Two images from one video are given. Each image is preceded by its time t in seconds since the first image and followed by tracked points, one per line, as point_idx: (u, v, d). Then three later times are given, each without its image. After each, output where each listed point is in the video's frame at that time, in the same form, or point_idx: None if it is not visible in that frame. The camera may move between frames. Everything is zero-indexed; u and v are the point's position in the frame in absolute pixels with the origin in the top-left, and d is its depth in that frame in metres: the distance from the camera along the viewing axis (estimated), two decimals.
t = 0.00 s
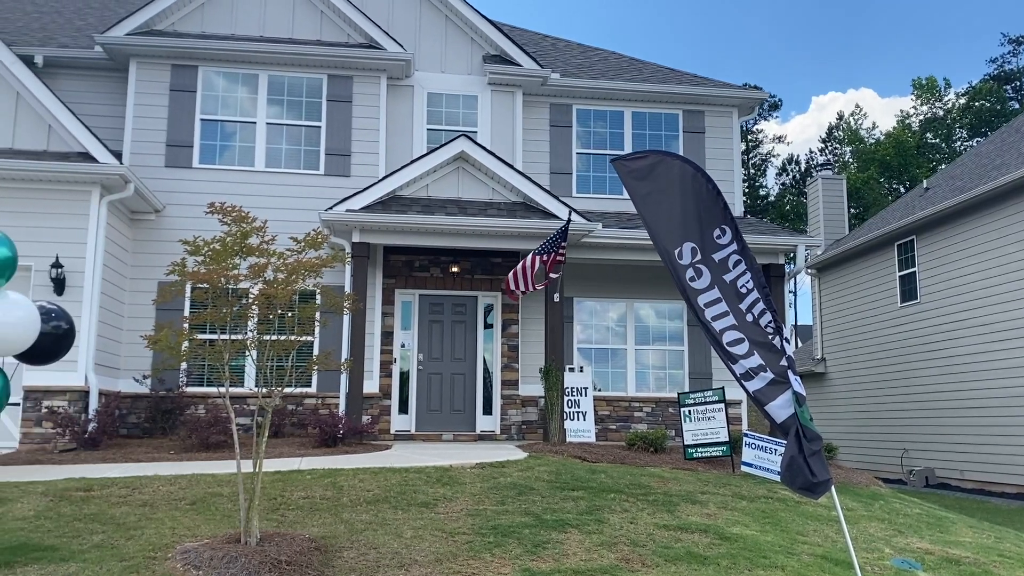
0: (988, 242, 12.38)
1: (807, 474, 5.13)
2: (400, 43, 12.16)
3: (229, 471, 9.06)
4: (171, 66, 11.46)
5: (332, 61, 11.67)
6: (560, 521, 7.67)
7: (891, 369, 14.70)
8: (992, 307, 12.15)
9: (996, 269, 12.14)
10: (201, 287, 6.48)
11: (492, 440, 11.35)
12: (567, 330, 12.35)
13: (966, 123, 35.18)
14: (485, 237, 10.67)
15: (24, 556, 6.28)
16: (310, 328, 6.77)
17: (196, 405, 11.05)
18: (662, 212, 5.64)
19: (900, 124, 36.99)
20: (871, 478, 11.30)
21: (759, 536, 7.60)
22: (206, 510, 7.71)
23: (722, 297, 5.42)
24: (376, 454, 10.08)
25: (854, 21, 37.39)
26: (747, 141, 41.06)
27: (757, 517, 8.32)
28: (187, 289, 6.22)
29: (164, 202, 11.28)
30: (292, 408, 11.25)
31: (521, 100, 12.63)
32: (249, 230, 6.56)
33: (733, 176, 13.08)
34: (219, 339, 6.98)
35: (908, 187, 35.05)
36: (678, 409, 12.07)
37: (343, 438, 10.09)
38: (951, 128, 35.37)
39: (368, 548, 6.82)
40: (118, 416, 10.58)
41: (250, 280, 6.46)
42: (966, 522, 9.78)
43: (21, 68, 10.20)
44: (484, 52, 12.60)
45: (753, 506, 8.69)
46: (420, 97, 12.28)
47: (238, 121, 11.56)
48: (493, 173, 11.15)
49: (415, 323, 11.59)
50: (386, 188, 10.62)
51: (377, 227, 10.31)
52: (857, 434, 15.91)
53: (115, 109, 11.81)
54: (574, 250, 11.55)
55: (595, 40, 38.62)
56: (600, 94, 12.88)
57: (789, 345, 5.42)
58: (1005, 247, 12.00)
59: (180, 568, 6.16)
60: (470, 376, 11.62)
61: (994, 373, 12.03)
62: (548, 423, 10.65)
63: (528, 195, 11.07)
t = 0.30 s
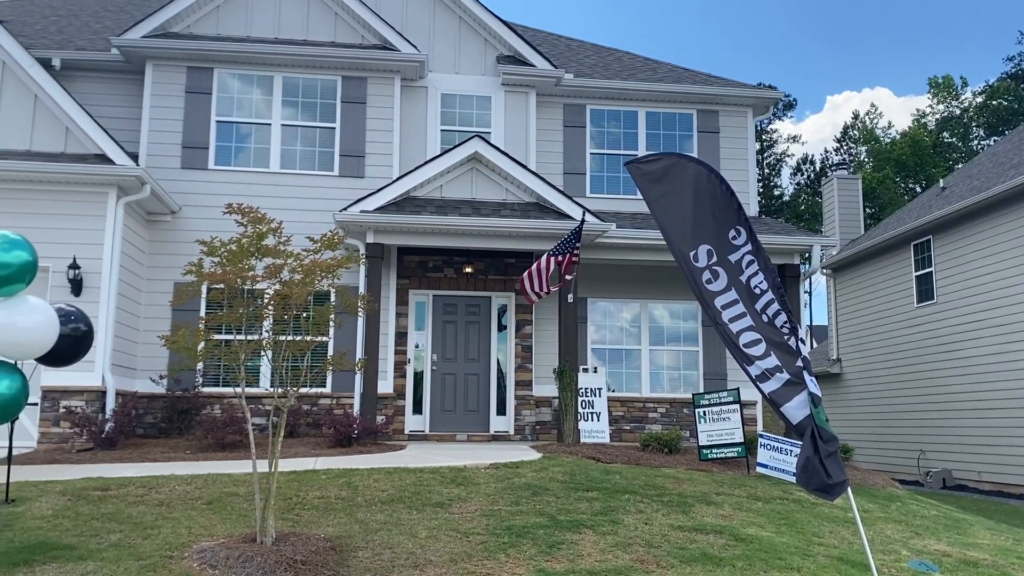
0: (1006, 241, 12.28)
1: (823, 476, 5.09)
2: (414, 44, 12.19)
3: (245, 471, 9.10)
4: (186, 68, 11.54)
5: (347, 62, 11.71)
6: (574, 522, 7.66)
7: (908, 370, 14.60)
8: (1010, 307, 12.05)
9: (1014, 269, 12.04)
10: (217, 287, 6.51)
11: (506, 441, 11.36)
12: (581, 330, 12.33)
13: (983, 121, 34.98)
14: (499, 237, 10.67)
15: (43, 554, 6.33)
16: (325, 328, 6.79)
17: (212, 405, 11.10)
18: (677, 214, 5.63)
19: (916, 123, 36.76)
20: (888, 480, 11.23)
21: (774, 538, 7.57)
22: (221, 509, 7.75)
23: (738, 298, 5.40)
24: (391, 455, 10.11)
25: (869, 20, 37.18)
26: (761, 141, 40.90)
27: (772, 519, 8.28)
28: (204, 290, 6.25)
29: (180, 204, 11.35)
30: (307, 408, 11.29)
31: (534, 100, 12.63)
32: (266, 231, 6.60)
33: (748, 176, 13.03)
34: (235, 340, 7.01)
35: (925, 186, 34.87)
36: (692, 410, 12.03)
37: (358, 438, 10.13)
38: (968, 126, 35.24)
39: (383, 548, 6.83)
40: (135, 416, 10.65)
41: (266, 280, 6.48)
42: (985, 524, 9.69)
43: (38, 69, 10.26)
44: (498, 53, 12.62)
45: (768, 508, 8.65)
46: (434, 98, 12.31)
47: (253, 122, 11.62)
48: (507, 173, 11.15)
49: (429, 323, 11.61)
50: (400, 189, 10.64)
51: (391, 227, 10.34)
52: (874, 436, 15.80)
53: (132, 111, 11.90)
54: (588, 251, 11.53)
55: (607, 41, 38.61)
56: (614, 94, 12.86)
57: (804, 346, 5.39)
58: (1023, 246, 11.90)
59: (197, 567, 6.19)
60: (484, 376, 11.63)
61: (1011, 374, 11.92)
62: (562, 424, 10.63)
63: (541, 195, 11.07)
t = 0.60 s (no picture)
0: None
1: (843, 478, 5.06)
2: (431, 45, 12.21)
3: (264, 470, 9.14)
4: (205, 71, 11.61)
5: (364, 63, 11.75)
6: (592, 523, 7.64)
7: (928, 371, 14.47)
8: None
9: None
10: (237, 288, 6.54)
11: (523, 441, 11.35)
12: (598, 331, 12.31)
13: (1005, 119, 34.56)
14: (516, 238, 10.67)
15: (64, 553, 6.38)
16: (344, 329, 6.80)
17: (231, 405, 11.16)
18: (698, 215, 5.59)
19: (936, 122, 36.39)
20: (909, 482, 11.13)
21: (793, 539, 7.52)
22: (240, 509, 7.79)
23: (760, 299, 5.36)
24: (408, 455, 10.13)
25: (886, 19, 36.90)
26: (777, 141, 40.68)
27: (791, 520, 8.22)
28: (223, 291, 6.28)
29: (199, 205, 11.43)
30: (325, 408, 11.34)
31: (551, 101, 12.63)
32: (285, 232, 6.62)
33: (767, 176, 12.95)
34: (255, 340, 7.05)
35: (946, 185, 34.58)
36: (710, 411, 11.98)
37: (375, 438, 10.16)
38: (990, 125, 34.80)
39: (401, 548, 6.84)
40: (155, 416, 10.73)
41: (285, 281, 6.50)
42: (1008, 528, 9.58)
43: (60, 73, 10.34)
44: (514, 53, 12.62)
45: (787, 509, 8.60)
46: (451, 99, 12.34)
47: (271, 124, 11.68)
48: (524, 174, 11.14)
49: (446, 324, 11.63)
50: (417, 190, 10.66)
51: (408, 228, 10.36)
52: (893, 437, 15.66)
53: (152, 113, 12.00)
54: (605, 251, 11.51)
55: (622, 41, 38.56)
56: (631, 94, 12.83)
57: (824, 347, 5.34)
58: None
59: (216, 567, 6.22)
60: (501, 377, 11.63)
61: None
62: (579, 425, 10.62)
63: (558, 196, 11.05)
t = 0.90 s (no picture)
0: None
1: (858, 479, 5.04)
2: (444, 46, 12.23)
3: (279, 470, 9.18)
4: (220, 72, 11.68)
5: (377, 64, 11.78)
6: (606, 524, 7.63)
7: (944, 372, 14.39)
8: None
9: None
10: (251, 289, 6.57)
11: (536, 442, 11.35)
12: (611, 332, 12.29)
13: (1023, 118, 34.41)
14: (529, 238, 10.67)
15: (81, 552, 6.43)
16: (357, 329, 6.82)
17: (246, 405, 11.21)
18: (716, 215, 5.59)
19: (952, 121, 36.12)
20: (925, 483, 11.05)
21: (808, 541, 7.48)
22: (255, 508, 7.82)
23: (777, 298, 5.34)
24: (421, 455, 10.15)
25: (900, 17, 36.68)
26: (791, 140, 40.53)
27: (806, 522, 8.18)
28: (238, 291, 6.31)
29: (214, 207, 11.49)
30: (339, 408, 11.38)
31: (564, 101, 12.62)
32: (299, 232, 6.64)
33: (781, 175, 12.90)
34: (270, 340, 7.07)
35: (961, 184, 34.31)
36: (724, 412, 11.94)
37: (389, 438, 10.19)
38: (1007, 124, 34.59)
39: (415, 548, 6.86)
40: (171, 416, 10.79)
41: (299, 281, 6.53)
42: None
43: (77, 76, 10.43)
44: (528, 54, 12.62)
45: (802, 511, 8.56)
46: (464, 100, 12.36)
47: (286, 125, 11.73)
48: (537, 174, 11.14)
49: (459, 325, 11.64)
50: (430, 191, 10.70)
51: (421, 229, 10.38)
52: (909, 438, 15.57)
53: (168, 115, 12.08)
54: (618, 251, 11.50)
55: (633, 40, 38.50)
56: (644, 94, 12.81)
57: (840, 347, 5.31)
58: None
59: (231, 566, 6.24)
60: (514, 378, 11.64)
61: None
62: (592, 426, 10.60)
63: (571, 195, 11.04)
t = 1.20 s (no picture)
0: None
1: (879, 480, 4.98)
2: (460, 47, 12.25)
3: (297, 470, 9.22)
4: (238, 75, 11.75)
5: (394, 66, 11.81)
6: (623, 525, 7.61)
7: (964, 373, 14.25)
8: None
9: None
10: (270, 289, 6.60)
11: (553, 442, 11.34)
12: (628, 332, 12.26)
13: None
14: (546, 239, 10.67)
15: (102, 550, 6.48)
16: (374, 329, 6.83)
17: (264, 405, 11.26)
18: (737, 214, 5.56)
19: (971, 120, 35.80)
20: (945, 485, 10.96)
21: (827, 543, 7.43)
22: (273, 508, 7.85)
23: (799, 299, 5.31)
24: (438, 456, 10.16)
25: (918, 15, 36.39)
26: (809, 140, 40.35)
27: (825, 523, 8.13)
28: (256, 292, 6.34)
29: (232, 208, 11.56)
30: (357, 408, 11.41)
31: (581, 101, 12.61)
32: (315, 233, 6.66)
33: (800, 175, 12.83)
34: (288, 340, 7.11)
35: (981, 184, 33.98)
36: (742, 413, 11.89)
37: (406, 438, 10.22)
38: None
39: (432, 548, 6.86)
40: (190, 416, 10.86)
41: (316, 282, 6.56)
42: None
43: (97, 79, 10.53)
44: (544, 54, 12.62)
45: (821, 512, 8.50)
46: (480, 101, 12.38)
47: (303, 127, 11.78)
48: (553, 175, 11.14)
49: (475, 325, 11.66)
50: (446, 192, 10.72)
51: (439, 229, 10.40)
52: (929, 440, 15.43)
53: (187, 117, 12.17)
54: (634, 252, 11.47)
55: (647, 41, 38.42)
56: (661, 93, 12.77)
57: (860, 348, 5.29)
58: None
59: (249, 565, 6.27)
60: (530, 379, 11.64)
61: None
62: (609, 427, 10.57)
63: (587, 196, 11.03)
